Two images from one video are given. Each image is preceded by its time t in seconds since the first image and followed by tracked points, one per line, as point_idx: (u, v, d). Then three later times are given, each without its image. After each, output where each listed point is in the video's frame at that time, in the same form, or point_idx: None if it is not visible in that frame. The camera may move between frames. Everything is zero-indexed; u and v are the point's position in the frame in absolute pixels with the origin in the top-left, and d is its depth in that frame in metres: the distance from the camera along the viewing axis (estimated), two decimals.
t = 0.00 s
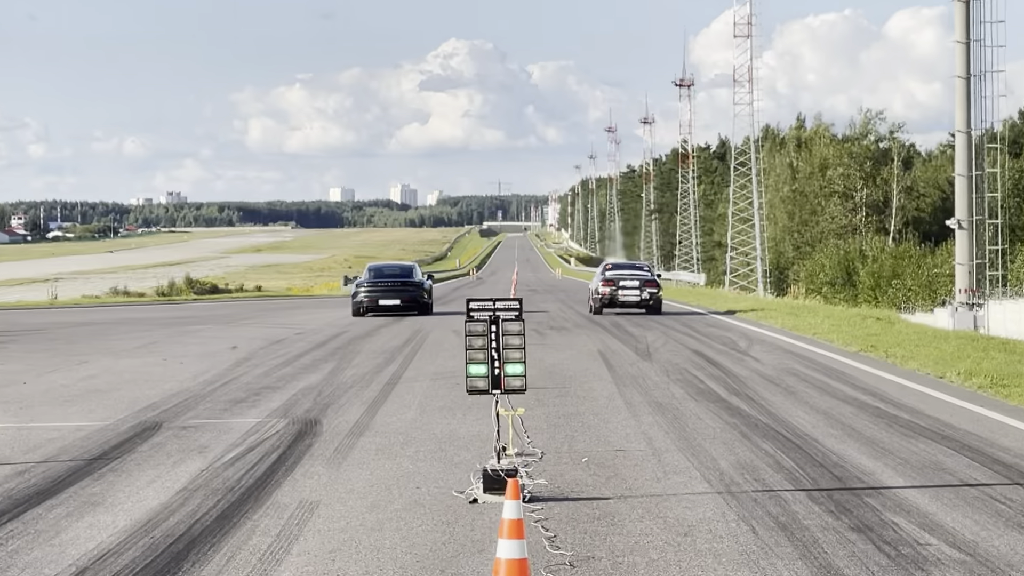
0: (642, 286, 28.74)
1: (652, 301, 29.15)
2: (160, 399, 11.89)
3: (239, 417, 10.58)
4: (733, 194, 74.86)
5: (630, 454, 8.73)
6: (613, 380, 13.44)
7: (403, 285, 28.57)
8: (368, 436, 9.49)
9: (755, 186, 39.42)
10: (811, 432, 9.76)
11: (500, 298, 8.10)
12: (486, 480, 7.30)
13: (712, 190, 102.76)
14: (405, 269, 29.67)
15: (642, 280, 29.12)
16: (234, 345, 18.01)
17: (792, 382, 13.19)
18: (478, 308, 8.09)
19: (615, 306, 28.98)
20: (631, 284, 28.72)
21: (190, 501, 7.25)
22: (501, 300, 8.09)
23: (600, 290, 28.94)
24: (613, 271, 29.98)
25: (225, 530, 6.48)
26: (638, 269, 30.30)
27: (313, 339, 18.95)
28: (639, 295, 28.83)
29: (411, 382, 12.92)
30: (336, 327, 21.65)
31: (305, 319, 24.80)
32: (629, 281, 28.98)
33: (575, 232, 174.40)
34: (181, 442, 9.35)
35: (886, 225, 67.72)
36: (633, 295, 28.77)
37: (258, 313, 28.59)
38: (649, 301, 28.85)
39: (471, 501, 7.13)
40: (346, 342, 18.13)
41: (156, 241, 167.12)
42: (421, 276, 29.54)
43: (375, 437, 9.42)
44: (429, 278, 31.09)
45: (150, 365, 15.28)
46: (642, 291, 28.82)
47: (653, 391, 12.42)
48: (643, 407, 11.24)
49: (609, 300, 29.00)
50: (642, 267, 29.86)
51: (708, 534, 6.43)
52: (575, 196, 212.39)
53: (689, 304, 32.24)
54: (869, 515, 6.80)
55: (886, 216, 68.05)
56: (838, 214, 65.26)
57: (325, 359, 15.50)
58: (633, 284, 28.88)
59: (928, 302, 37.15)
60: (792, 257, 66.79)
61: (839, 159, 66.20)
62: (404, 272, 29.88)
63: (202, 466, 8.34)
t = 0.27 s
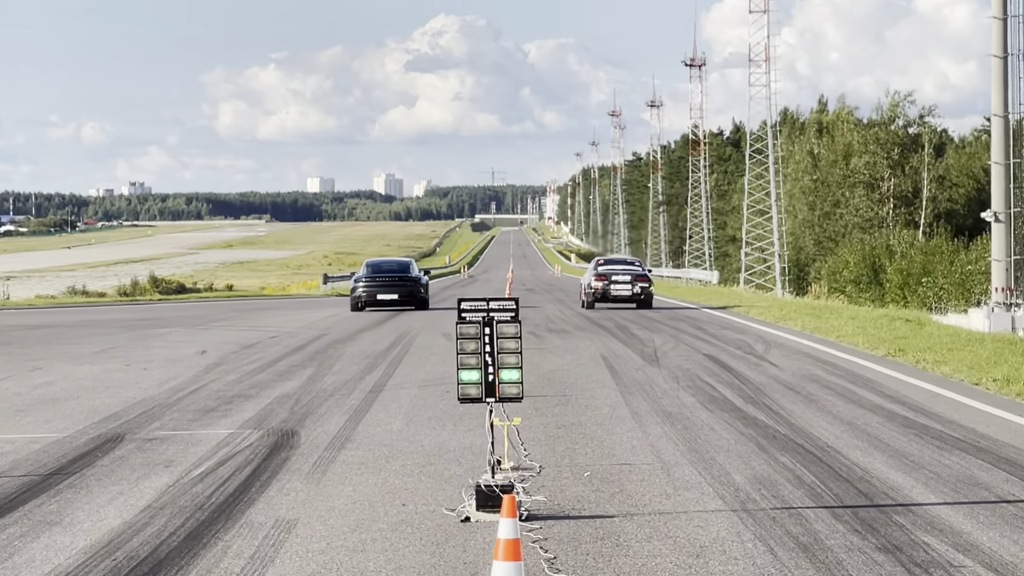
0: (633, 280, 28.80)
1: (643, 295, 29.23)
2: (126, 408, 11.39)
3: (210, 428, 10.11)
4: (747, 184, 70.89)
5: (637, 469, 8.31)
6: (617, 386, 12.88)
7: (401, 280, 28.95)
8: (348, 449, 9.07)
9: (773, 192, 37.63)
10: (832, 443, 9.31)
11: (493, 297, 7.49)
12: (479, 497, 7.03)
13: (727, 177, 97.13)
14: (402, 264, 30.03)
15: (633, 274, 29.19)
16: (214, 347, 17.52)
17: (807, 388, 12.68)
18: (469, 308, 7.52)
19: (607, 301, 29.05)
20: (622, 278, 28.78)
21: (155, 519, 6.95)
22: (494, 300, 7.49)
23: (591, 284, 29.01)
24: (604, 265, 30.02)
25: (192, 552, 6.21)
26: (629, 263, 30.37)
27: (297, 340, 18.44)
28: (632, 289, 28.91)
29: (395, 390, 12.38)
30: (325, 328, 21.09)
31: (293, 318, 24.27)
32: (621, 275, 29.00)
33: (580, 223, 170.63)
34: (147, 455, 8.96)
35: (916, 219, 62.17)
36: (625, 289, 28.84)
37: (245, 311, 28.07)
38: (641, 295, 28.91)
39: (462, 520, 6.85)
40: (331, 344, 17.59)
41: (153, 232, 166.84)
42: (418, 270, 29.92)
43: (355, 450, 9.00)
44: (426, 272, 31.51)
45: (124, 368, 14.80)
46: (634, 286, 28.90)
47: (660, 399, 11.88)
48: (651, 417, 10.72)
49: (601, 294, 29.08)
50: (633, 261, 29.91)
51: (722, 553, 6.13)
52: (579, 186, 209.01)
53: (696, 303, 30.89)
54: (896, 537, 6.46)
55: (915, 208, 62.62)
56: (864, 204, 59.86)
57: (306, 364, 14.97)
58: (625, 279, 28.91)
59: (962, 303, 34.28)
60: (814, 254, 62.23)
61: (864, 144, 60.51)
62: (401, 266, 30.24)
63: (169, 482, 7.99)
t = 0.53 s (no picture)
0: (625, 276, 28.76)
1: (636, 291, 29.15)
2: (79, 420, 10.34)
3: (174, 443, 9.20)
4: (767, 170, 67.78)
5: (651, 488, 7.57)
6: (626, 394, 11.87)
7: (397, 277, 29.07)
8: (328, 467, 8.25)
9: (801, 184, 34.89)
10: (867, 459, 8.48)
11: (489, 297, 6.93)
12: (474, 519, 6.41)
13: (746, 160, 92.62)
14: (398, 261, 30.16)
15: (626, 270, 29.10)
16: (187, 349, 16.49)
17: (835, 396, 11.67)
18: (462, 309, 6.93)
19: (600, 297, 29.04)
20: (615, 274, 28.73)
21: (113, 545, 6.24)
22: (490, 299, 6.93)
23: (583, 280, 29.01)
24: (598, 262, 30.03)
25: None
26: (624, 260, 30.34)
27: (278, 341, 17.39)
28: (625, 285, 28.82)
29: (381, 400, 11.37)
30: (309, 328, 19.98)
31: (275, 316, 23.15)
32: (614, 272, 28.95)
33: (584, 213, 166.48)
34: (104, 473, 8.11)
35: (958, 209, 57.81)
36: (618, 285, 28.78)
37: (225, 309, 26.96)
38: (634, 291, 28.87)
39: (456, 546, 6.21)
40: (312, 346, 16.54)
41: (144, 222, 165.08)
42: (414, 267, 30.05)
43: (335, 469, 8.18)
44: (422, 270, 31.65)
45: (86, 372, 13.78)
46: (627, 282, 28.78)
47: (674, 408, 10.89)
48: (665, 430, 9.77)
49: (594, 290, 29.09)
50: (627, 258, 29.87)
51: None
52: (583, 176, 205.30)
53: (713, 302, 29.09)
54: (940, 564, 5.82)
55: (959, 196, 58.39)
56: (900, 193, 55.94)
57: (284, 368, 13.93)
58: (617, 275, 28.88)
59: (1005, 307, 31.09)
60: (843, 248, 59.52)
61: (900, 130, 56.75)
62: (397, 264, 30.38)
63: (128, 504, 7.21)
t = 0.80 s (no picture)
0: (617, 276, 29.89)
1: (628, 290, 30.30)
2: (49, 432, 9.96)
3: (153, 456, 8.93)
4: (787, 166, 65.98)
5: (663, 503, 7.40)
6: (636, 403, 11.51)
7: (400, 276, 29.80)
8: (316, 482, 8.03)
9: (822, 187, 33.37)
10: (895, 473, 8.25)
11: (490, 300, 6.74)
12: (474, 537, 6.31)
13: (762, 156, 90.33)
14: (401, 261, 30.88)
15: (619, 270, 30.30)
16: (169, 354, 16.09)
17: (859, 405, 11.30)
18: (461, 313, 6.75)
19: (593, 296, 30.18)
20: (608, 274, 29.82)
21: (87, 566, 6.10)
22: (489, 303, 6.74)
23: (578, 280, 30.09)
24: (592, 261, 31.16)
25: None
26: (616, 259, 31.43)
27: (264, 347, 16.97)
28: (618, 285, 30.02)
29: (375, 410, 11.03)
30: (299, 333, 19.53)
31: (264, 320, 22.70)
32: (607, 272, 30.09)
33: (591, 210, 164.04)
34: (76, 490, 7.85)
35: (992, 206, 56.05)
36: (611, 284, 29.94)
37: (213, 311, 26.54)
38: (626, 290, 30.02)
39: (454, 567, 6.05)
40: (300, 352, 16.12)
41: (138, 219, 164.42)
42: (416, 266, 30.79)
43: (324, 485, 7.96)
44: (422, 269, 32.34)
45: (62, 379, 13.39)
46: (620, 281, 29.96)
47: (688, 418, 10.56)
48: (678, 442, 9.47)
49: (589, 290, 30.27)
50: (619, 258, 31.04)
51: None
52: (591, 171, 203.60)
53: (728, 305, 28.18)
54: None
55: (993, 192, 56.50)
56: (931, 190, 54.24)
57: (270, 376, 13.54)
58: (610, 275, 30.01)
59: None
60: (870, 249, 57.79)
61: (931, 121, 55.40)
62: (400, 264, 31.13)
63: (103, 521, 7.05)
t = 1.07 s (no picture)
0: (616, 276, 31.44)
1: (627, 290, 31.81)
2: (23, 446, 9.72)
3: (134, 472, 8.69)
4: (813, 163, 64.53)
5: (679, 522, 7.14)
6: (651, 414, 11.16)
7: (407, 277, 31.64)
8: (308, 500, 7.77)
9: (852, 190, 32.61)
10: (929, 489, 7.93)
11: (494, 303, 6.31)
12: (478, 559, 5.90)
13: (785, 154, 88.55)
14: (410, 262, 32.73)
15: (618, 271, 31.85)
16: (154, 363, 15.86)
17: (890, 416, 10.90)
18: (463, 317, 6.33)
19: (594, 295, 31.67)
20: (608, 274, 31.32)
21: None
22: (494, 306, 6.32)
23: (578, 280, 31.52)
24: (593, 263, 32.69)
25: None
26: (616, 260, 32.92)
27: (251, 355, 16.72)
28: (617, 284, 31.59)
29: (370, 422, 10.76)
30: (291, 341, 19.25)
31: (255, 326, 22.44)
32: (607, 273, 31.61)
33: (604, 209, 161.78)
34: (51, 507, 7.61)
35: None
36: (610, 285, 31.50)
37: (200, 316, 26.34)
38: (624, 290, 31.61)
39: None
40: (291, 362, 15.84)
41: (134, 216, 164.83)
42: (424, 267, 32.57)
43: (315, 502, 7.71)
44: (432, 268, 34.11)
45: (39, 389, 13.17)
46: (619, 281, 31.56)
47: (708, 431, 10.21)
48: (697, 457, 9.15)
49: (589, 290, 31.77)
50: (620, 259, 32.56)
51: None
52: (602, 166, 201.74)
53: (750, 311, 27.36)
54: None
55: None
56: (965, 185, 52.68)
57: (258, 387, 13.27)
58: (610, 276, 31.55)
59: None
60: (902, 249, 56.35)
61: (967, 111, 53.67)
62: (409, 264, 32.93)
63: (80, 541, 6.80)
